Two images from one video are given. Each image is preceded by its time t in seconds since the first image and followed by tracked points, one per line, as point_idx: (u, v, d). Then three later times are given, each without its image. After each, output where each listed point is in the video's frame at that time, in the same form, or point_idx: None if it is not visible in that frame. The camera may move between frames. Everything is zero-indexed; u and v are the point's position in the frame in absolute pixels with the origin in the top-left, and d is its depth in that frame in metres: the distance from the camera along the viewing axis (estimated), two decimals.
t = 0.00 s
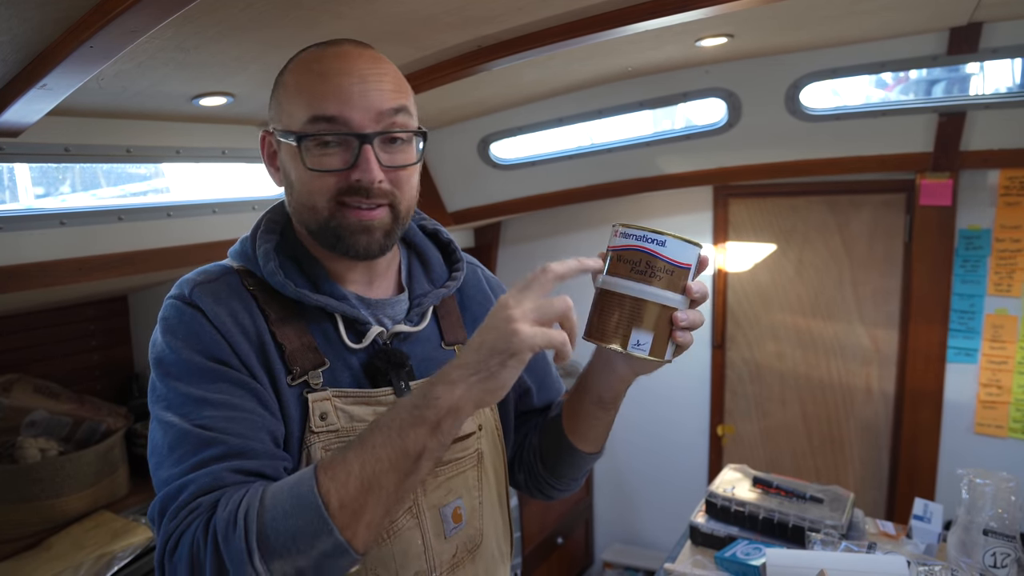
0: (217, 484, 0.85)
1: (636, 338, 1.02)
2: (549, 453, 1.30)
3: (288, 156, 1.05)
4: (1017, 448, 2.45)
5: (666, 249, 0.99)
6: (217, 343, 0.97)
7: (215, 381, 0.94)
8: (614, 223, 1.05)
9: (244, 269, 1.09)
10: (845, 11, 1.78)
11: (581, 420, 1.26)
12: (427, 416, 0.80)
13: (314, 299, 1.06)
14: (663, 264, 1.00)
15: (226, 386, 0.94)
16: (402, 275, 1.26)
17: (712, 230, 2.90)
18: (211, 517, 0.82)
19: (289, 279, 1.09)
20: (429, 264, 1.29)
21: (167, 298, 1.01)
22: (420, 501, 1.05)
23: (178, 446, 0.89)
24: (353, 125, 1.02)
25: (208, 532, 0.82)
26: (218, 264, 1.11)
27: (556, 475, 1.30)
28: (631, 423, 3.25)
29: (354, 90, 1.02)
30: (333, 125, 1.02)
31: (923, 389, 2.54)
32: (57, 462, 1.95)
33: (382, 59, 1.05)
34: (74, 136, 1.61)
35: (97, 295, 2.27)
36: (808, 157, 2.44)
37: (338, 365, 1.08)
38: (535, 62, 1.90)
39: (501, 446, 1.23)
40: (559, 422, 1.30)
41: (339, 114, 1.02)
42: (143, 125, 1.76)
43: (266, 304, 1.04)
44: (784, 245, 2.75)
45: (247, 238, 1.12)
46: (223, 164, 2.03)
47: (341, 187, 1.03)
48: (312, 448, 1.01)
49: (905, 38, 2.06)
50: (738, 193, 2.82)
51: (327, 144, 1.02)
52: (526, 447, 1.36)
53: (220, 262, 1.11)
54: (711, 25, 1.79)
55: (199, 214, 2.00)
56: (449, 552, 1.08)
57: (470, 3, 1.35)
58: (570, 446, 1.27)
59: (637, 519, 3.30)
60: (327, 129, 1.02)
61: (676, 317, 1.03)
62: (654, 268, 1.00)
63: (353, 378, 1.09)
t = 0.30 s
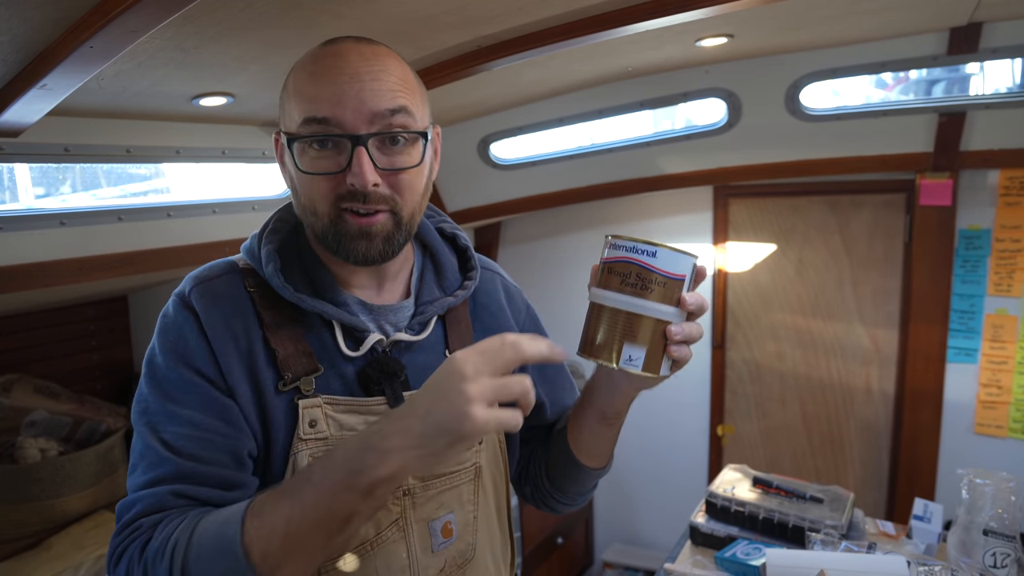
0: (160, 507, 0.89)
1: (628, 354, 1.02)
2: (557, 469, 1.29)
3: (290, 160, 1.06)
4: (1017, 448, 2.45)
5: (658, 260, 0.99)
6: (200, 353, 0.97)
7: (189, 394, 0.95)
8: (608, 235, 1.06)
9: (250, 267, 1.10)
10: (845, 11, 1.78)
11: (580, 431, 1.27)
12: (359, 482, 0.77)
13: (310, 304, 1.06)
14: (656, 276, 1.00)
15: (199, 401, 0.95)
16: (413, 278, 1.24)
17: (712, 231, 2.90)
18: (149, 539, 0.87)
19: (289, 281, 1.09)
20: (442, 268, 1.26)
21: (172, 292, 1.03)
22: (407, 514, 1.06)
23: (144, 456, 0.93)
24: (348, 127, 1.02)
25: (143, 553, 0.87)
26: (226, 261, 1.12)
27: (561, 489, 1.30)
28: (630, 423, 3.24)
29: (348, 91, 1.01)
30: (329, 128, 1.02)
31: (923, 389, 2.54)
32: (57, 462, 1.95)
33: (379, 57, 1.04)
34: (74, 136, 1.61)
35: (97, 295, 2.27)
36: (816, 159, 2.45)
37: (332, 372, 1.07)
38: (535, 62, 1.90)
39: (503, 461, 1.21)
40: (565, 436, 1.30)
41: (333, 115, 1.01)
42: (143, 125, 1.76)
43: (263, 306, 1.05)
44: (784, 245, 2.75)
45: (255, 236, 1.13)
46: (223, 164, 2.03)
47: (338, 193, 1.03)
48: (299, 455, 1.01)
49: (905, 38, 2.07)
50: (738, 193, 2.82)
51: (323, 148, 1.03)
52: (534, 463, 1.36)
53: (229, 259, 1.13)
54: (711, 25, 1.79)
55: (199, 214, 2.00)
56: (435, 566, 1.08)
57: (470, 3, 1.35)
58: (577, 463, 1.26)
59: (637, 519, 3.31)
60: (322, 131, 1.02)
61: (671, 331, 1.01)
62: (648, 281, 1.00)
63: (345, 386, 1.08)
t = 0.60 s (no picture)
0: (133, 518, 0.93)
1: (622, 376, 1.03)
2: (550, 482, 1.30)
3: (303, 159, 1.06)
4: (1017, 448, 2.45)
5: (660, 282, 0.99)
6: (189, 367, 0.99)
7: (175, 407, 0.97)
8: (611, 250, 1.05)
9: (255, 267, 1.11)
10: (845, 11, 1.78)
11: (576, 445, 1.27)
12: (298, 555, 0.77)
13: (313, 308, 1.06)
14: (659, 299, 0.99)
15: (184, 416, 0.97)
16: (420, 281, 1.23)
17: (712, 231, 2.90)
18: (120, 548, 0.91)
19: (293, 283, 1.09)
20: (449, 272, 1.26)
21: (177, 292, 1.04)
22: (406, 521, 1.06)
23: (129, 461, 0.96)
24: (361, 131, 1.02)
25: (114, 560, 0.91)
26: (233, 259, 1.13)
27: (553, 503, 1.30)
28: (630, 423, 3.24)
29: (364, 95, 1.01)
30: (343, 131, 1.02)
31: (923, 389, 2.54)
32: (57, 462, 1.95)
33: (401, 62, 1.04)
34: (74, 136, 1.61)
35: (97, 295, 2.27)
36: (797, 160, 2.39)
37: (333, 377, 1.07)
38: (535, 63, 1.90)
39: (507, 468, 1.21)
40: (562, 451, 1.29)
41: (348, 118, 1.02)
42: (143, 125, 1.76)
43: (267, 308, 1.05)
44: (784, 245, 2.75)
45: (263, 235, 1.13)
46: (223, 164, 2.03)
47: (347, 197, 1.03)
48: (299, 460, 1.01)
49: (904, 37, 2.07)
50: (738, 193, 2.82)
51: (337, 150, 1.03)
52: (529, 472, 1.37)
53: (235, 257, 1.13)
54: (711, 25, 1.79)
55: (199, 214, 2.00)
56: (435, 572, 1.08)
57: (470, 3, 1.35)
58: (570, 479, 1.26)
59: (637, 519, 3.31)
60: (337, 133, 1.03)
61: (667, 356, 1.01)
62: (651, 303, 1.00)
63: (346, 391, 1.07)
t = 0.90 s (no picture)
0: (161, 491, 0.86)
1: (632, 359, 1.02)
2: (556, 473, 1.30)
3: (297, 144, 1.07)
4: (1017, 448, 2.45)
5: (665, 264, 0.99)
6: (210, 342, 0.97)
7: (199, 382, 0.94)
8: (614, 236, 1.05)
9: (255, 265, 1.10)
10: (846, 11, 1.78)
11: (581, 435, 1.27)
12: (352, 424, 0.72)
13: (319, 303, 1.06)
14: (664, 280, 0.99)
15: (209, 388, 0.94)
16: (418, 277, 1.26)
17: (712, 231, 2.91)
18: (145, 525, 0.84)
19: (296, 280, 1.09)
20: (447, 268, 1.30)
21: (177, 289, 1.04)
22: (413, 517, 1.05)
23: (149, 445, 0.91)
24: (354, 113, 1.03)
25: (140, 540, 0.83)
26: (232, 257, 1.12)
27: (560, 495, 1.30)
28: (631, 422, 3.24)
29: (358, 77, 1.03)
30: (336, 112, 1.03)
31: (923, 389, 2.54)
32: (57, 462, 1.95)
33: (395, 49, 1.06)
34: (74, 137, 1.61)
35: (97, 295, 2.27)
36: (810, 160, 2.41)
37: (339, 372, 1.07)
38: (536, 62, 1.90)
39: (507, 463, 1.21)
40: (565, 443, 1.29)
41: (342, 99, 1.03)
42: (143, 125, 1.76)
43: (270, 305, 1.05)
44: (784, 245, 2.75)
45: (261, 234, 1.13)
46: (223, 164, 2.03)
47: (339, 176, 1.03)
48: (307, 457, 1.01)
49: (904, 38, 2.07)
50: (738, 193, 2.82)
51: (329, 131, 1.04)
52: (531, 466, 1.36)
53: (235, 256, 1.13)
54: (712, 25, 1.79)
55: (199, 214, 2.00)
56: (440, 568, 1.08)
57: (470, 3, 1.35)
58: (575, 468, 1.27)
59: (637, 519, 3.31)
60: (330, 114, 1.03)
61: (676, 336, 1.01)
62: (656, 285, 1.00)
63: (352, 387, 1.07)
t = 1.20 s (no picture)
0: (180, 500, 0.86)
1: (638, 366, 1.02)
2: (559, 473, 1.30)
3: (314, 136, 1.07)
4: (1017, 448, 2.45)
5: (671, 271, 0.98)
6: (222, 346, 0.97)
7: (213, 387, 0.94)
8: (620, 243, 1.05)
9: (266, 265, 1.10)
10: (846, 11, 1.78)
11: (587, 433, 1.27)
12: (369, 424, 0.71)
13: (334, 305, 1.06)
14: (669, 287, 0.99)
15: (222, 393, 0.94)
16: (428, 279, 1.26)
17: (712, 230, 2.91)
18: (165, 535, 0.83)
19: (310, 280, 1.09)
20: (457, 270, 1.31)
21: (184, 292, 1.03)
22: (426, 518, 1.05)
23: (163, 454, 0.90)
24: (372, 102, 1.04)
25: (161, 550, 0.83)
26: (242, 257, 1.12)
27: (563, 495, 1.30)
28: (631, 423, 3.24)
29: (375, 67, 1.04)
30: (354, 103, 1.04)
31: (923, 389, 2.54)
32: (57, 462, 1.95)
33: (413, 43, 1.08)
34: (74, 137, 1.61)
35: (97, 295, 2.27)
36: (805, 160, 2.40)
37: (352, 375, 1.08)
38: (536, 63, 1.90)
39: (511, 462, 1.23)
40: (569, 442, 1.30)
41: (361, 88, 1.03)
42: (142, 125, 1.76)
43: (284, 305, 1.05)
44: (784, 245, 2.75)
45: (274, 233, 1.13)
46: (223, 164, 2.03)
47: (358, 164, 1.03)
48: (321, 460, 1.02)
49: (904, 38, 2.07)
50: (738, 193, 2.82)
51: (348, 122, 1.04)
52: (535, 464, 1.37)
53: (244, 255, 1.12)
54: (712, 25, 1.79)
55: (199, 214, 2.00)
56: (452, 569, 1.08)
57: (470, 3, 1.35)
58: (578, 469, 1.27)
59: (637, 519, 3.31)
60: (349, 104, 1.04)
61: (682, 343, 1.01)
62: (661, 292, 0.99)
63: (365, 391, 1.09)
